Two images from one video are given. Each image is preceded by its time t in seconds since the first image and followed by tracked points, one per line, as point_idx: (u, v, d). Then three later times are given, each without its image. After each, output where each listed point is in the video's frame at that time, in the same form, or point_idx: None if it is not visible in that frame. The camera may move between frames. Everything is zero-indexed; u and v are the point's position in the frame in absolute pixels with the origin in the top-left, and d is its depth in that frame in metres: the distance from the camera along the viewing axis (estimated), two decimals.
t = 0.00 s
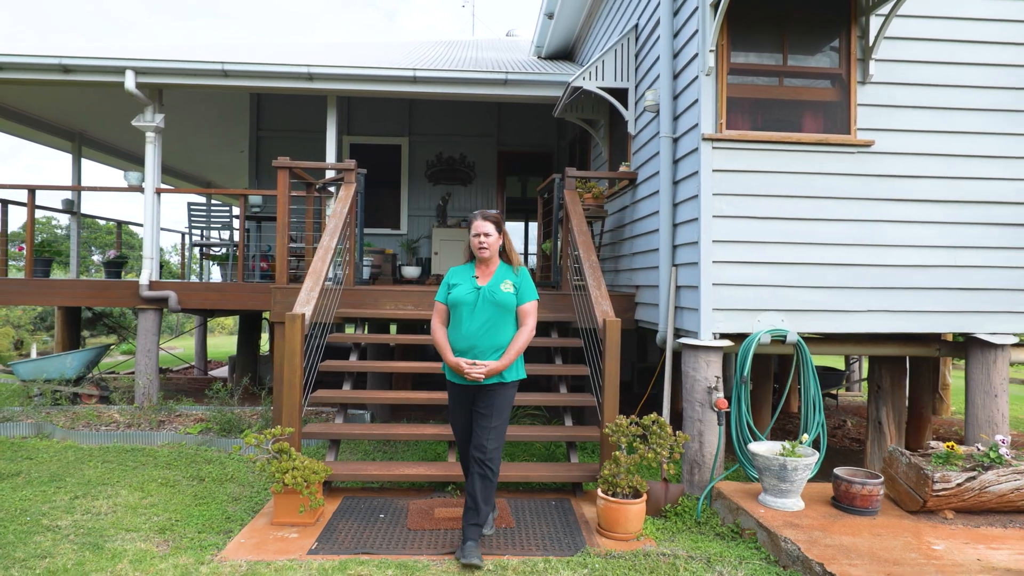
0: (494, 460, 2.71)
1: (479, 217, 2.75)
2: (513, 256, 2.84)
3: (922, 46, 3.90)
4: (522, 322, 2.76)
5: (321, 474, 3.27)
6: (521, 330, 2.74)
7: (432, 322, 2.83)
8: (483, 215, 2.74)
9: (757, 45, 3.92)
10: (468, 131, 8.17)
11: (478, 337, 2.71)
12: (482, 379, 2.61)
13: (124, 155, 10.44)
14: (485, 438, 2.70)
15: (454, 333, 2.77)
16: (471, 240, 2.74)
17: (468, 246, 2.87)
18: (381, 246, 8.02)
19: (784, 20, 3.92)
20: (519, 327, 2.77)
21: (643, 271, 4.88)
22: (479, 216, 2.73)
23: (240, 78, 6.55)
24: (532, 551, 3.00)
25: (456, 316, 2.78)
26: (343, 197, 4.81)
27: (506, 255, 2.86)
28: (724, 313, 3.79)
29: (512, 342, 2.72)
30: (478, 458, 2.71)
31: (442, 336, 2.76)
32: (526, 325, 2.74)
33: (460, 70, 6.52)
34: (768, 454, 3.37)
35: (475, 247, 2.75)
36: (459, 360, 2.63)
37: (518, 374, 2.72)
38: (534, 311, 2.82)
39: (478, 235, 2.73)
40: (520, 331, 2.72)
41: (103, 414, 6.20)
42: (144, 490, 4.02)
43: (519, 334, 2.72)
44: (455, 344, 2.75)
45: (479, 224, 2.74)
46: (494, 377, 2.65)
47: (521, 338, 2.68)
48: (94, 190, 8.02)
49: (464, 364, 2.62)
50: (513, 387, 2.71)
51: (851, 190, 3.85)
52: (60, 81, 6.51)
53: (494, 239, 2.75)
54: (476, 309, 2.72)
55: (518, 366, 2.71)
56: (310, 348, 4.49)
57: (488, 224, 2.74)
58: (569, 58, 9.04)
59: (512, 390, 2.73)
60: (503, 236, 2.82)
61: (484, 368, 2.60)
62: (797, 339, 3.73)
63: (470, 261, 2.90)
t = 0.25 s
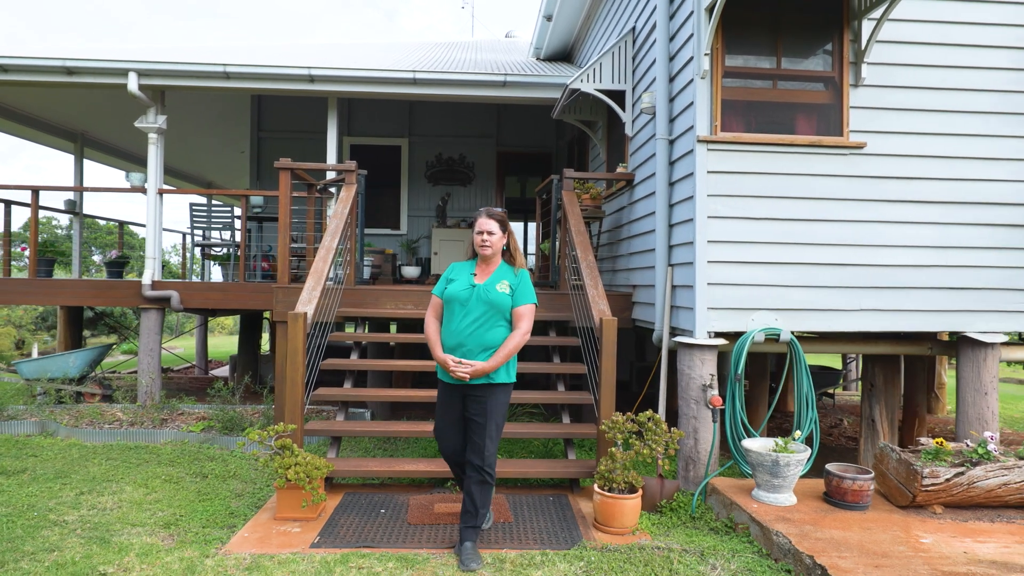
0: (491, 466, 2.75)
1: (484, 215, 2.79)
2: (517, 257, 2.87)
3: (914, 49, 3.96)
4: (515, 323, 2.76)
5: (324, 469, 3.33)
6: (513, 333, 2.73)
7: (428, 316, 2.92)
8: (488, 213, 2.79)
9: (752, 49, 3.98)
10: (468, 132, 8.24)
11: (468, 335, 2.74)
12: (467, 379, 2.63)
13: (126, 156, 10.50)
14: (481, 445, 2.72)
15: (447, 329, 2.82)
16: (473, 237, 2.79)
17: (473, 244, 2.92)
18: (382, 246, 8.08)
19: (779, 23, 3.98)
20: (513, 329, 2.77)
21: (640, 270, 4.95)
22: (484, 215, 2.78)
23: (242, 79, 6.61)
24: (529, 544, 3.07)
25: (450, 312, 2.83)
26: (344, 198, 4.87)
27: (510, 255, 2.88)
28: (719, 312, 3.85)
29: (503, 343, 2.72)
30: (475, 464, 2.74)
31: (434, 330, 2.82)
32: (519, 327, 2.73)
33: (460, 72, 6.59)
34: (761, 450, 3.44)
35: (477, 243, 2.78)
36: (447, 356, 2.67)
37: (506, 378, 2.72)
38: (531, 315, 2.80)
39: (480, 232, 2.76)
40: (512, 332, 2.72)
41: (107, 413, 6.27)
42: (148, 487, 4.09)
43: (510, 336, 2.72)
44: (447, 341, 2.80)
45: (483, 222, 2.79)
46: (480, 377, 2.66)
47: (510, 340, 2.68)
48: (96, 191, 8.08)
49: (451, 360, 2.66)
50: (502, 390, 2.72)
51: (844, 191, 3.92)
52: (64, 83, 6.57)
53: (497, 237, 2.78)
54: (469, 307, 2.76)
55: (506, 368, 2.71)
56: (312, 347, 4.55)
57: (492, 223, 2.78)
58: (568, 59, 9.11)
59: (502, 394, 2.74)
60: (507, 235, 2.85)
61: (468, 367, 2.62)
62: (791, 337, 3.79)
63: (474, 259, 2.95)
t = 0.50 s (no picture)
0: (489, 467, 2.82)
1: (481, 215, 2.83)
2: (512, 257, 2.92)
3: (905, 52, 4.03)
4: (514, 325, 2.82)
5: (325, 465, 3.40)
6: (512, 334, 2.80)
7: (425, 317, 2.93)
8: (484, 214, 2.83)
9: (746, 52, 4.04)
10: (467, 133, 8.30)
11: (468, 338, 2.78)
12: (468, 381, 2.67)
13: (128, 157, 10.57)
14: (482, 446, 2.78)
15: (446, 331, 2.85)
16: (472, 237, 2.82)
17: (469, 244, 2.96)
18: (382, 246, 8.15)
19: (772, 27, 4.04)
20: (511, 331, 2.83)
21: (637, 271, 5.01)
22: (483, 214, 2.82)
23: (243, 81, 6.68)
24: (526, 539, 3.14)
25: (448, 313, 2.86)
26: (345, 199, 4.94)
27: (506, 255, 2.93)
28: (713, 311, 3.92)
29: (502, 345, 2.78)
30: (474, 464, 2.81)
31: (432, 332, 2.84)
32: (517, 329, 2.81)
33: (459, 74, 6.65)
34: (754, 447, 3.51)
35: (475, 244, 2.81)
36: (448, 359, 2.70)
37: (505, 379, 2.78)
38: (529, 315, 2.87)
39: (479, 232, 2.80)
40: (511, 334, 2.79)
41: (110, 411, 6.34)
42: (153, 483, 4.16)
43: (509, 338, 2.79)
44: (446, 342, 2.82)
45: (480, 222, 2.82)
46: (481, 379, 2.71)
47: (510, 342, 2.75)
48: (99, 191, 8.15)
49: (452, 364, 2.69)
50: (501, 391, 2.78)
51: (836, 192, 3.98)
52: (67, 85, 6.63)
53: (494, 238, 2.82)
54: (469, 309, 2.80)
55: (506, 371, 2.77)
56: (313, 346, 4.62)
57: (490, 223, 2.81)
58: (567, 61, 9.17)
59: (501, 396, 2.80)
60: (504, 236, 2.90)
61: (470, 370, 2.67)
62: (784, 336, 3.86)
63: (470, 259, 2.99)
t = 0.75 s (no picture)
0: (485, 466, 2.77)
1: (475, 216, 2.73)
2: (508, 256, 2.89)
3: (897, 56, 4.09)
4: (515, 327, 2.85)
5: (326, 462, 3.47)
6: (513, 335, 2.83)
7: (421, 317, 2.77)
8: (482, 214, 2.73)
9: (740, 56, 4.11)
10: (467, 134, 8.37)
11: (474, 339, 2.73)
12: (477, 382, 2.63)
13: (130, 158, 10.64)
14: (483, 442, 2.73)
15: (449, 332, 2.75)
16: (467, 237, 2.74)
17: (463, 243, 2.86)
18: (383, 246, 8.22)
19: (766, 31, 4.11)
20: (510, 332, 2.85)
21: (634, 271, 5.08)
22: (476, 215, 2.72)
23: (245, 84, 6.74)
24: (523, 533, 3.21)
25: (449, 314, 2.77)
26: (346, 201, 5.00)
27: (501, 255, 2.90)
28: (708, 311, 3.99)
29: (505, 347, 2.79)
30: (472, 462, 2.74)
31: (435, 333, 2.72)
32: (518, 331, 2.83)
33: (458, 76, 6.72)
34: (748, 443, 3.57)
35: (470, 245, 2.74)
36: (457, 361, 2.63)
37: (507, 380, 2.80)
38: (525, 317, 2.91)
39: (474, 233, 2.72)
40: (513, 336, 2.82)
41: (113, 410, 6.40)
42: (156, 480, 4.22)
43: (511, 340, 2.81)
44: (450, 344, 2.74)
45: (475, 223, 2.72)
46: (488, 381, 2.69)
47: (513, 345, 2.78)
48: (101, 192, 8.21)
49: (462, 365, 2.62)
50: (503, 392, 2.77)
51: (829, 194, 4.05)
52: (70, 87, 6.70)
53: (491, 238, 2.76)
54: (474, 311, 2.74)
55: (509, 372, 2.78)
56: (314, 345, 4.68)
57: (485, 223, 2.73)
58: (566, 62, 9.23)
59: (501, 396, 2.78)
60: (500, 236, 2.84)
61: (482, 372, 2.63)
62: (777, 335, 3.93)
63: (462, 257, 2.90)
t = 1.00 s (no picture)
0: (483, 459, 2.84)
1: (468, 216, 2.74)
2: (501, 257, 2.89)
3: (889, 59, 4.15)
4: (510, 327, 2.88)
5: (327, 458, 3.53)
6: (508, 337, 2.87)
7: (417, 320, 2.74)
8: (472, 215, 2.74)
9: (734, 59, 4.17)
10: (466, 135, 8.44)
11: (473, 343, 2.75)
12: (478, 386, 2.66)
13: (132, 159, 10.70)
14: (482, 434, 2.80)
15: (447, 335, 2.75)
16: (460, 239, 2.72)
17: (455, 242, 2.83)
18: (383, 246, 8.29)
19: (760, 35, 4.17)
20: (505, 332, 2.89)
21: (631, 271, 5.14)
22: (469, 216, 2.74)
23: (246, 85, 6.81)
24: (520, 527, 3.28)
25: (446, 318, 2.75)
26: (346, 202, 5.06)
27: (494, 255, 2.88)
28: (703, 310, 4.05)
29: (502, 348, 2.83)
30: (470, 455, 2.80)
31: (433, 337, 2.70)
32: (514, 332, 2.87)
33: (457, 77, 6.78)
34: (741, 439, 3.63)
35: (463, 246, 2.72)
36: (458, 365, 2.64)
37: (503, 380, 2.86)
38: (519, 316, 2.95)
39: (467, 235, 2.71)
40: (509, 337, 2.86)
41: (116, 408, 6.47)
42: (160, 477, 4.29)
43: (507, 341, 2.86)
44: (449, 347, 2.74)
45: (467, 224, 2.74)
46: (488, 383, 2.72)
47: (509, 346, 2.83)
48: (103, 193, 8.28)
49: (464, 370, 2.64)
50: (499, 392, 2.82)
51: (822, 195, 4.11)
52: (73, 89, 6.76)
53: (483, 238, 2.74)
54: (471, 314, 2.75)
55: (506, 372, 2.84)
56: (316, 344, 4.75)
57: (476, 224, 2.73)
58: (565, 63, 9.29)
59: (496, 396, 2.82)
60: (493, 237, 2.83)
61: (482, 375, 2.66)
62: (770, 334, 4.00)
63: (455, 257, 2.87)
